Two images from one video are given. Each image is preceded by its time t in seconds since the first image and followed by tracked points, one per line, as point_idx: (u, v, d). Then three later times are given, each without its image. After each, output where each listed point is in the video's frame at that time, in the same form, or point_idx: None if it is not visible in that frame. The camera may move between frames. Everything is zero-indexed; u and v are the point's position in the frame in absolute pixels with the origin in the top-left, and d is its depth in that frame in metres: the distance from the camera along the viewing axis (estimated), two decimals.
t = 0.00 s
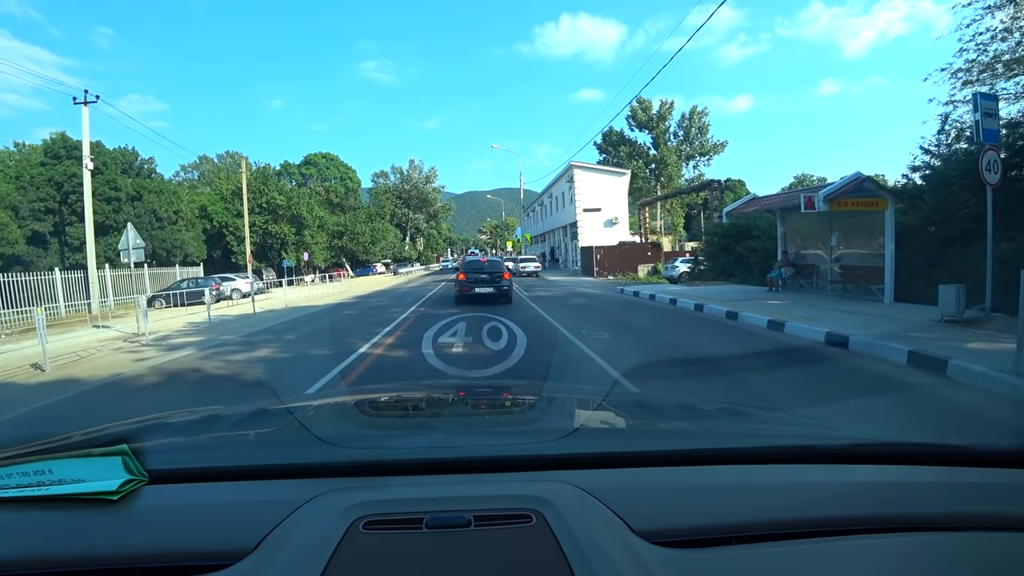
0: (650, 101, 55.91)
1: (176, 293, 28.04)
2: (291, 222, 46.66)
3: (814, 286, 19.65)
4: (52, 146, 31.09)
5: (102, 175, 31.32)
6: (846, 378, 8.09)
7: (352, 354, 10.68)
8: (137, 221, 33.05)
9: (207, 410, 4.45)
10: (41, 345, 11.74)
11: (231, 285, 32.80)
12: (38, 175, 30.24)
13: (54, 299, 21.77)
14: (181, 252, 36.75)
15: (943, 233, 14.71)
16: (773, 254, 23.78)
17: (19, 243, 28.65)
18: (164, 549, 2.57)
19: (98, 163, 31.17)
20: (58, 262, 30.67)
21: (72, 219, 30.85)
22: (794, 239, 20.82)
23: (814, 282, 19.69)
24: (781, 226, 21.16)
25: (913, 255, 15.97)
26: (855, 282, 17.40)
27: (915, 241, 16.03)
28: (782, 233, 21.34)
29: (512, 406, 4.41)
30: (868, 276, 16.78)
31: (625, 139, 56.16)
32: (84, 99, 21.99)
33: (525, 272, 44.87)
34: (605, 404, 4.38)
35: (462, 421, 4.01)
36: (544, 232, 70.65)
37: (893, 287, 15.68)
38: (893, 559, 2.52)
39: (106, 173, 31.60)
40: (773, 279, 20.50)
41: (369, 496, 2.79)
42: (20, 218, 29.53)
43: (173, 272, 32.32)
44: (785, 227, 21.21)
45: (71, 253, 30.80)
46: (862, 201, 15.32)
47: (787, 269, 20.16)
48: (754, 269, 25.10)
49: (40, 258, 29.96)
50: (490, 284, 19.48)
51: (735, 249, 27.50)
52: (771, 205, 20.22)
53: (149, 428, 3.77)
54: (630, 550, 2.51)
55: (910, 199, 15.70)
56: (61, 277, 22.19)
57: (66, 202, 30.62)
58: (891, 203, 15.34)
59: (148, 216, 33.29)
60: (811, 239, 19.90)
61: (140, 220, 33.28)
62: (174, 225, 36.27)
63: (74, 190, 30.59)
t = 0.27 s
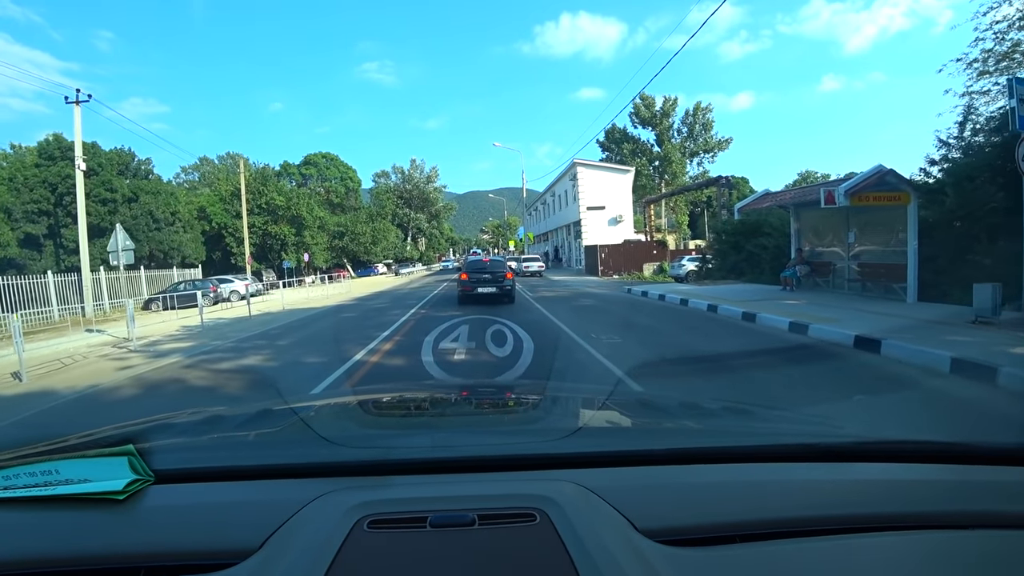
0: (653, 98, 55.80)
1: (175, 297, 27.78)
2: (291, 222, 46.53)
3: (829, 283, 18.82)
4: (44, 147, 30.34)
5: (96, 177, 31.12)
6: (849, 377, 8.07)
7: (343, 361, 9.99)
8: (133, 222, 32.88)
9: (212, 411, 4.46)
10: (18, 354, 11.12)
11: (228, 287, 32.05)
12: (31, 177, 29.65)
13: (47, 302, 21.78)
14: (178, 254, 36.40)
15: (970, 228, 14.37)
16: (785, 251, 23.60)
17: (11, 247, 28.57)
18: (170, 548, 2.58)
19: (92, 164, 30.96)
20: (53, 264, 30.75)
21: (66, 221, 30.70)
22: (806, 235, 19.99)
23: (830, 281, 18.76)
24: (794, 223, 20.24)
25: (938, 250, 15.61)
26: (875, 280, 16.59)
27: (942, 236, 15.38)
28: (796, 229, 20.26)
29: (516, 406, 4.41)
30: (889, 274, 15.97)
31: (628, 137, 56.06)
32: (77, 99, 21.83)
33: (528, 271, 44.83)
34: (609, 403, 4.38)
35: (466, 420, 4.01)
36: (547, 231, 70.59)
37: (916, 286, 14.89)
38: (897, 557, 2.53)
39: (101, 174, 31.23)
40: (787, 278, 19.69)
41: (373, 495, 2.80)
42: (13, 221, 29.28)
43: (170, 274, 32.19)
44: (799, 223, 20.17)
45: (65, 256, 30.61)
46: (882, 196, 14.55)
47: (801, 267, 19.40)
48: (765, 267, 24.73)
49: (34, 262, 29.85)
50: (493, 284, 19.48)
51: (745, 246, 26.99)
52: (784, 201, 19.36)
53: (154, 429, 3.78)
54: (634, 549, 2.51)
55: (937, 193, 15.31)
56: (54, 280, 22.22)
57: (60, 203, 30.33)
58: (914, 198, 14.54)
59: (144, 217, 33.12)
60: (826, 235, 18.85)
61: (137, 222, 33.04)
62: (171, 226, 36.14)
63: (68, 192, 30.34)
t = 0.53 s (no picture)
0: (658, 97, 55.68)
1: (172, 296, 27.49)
2: (291, 222, 46.46)
3: (845, 287, 18.53)
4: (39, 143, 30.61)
5: (92, 174, 30.99)
6: (852, 377, 8.05)
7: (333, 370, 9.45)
8: (129, 221, 32.77)
9: (214, 409, 4.46)
10: None
11: (226, 286, 31.73)
12: (25, 174, 29.45)
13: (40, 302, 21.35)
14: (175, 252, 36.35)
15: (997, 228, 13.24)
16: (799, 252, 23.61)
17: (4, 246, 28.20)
18: (172, 546, 2.58)
19: (87, 162, 30.82)
20: (47, 264, 30.27)
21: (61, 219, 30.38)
22: (821, 236, 19.81)
23: (846, 282, 18.41)
24: (809, 222, 20.04)
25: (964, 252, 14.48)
26: (895, 282, 16.05)
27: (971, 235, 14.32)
28: (810, 230, 20.13)
29: (518, 406, 4.40)
30: (909, 275, 15.44)
31: (632, 135, 55.99)
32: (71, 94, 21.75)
33: (530, 271, 44.81)
34: (611, 403, 4.37)
35: (468, 420, 4.01)
36: (550, 231, 70.53)
37: (939, 288, 14.44)
38: (899, 561, 2.51)
39: (96, 172, 31.08)
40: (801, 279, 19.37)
41: (375, 495, 2.79)
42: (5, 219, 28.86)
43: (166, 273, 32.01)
44: (812, 223, 20.02)
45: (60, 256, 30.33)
46: (905, 192, 14.32)
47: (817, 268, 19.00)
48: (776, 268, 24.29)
49: (28, 261, 29.56)
50: (495, 284, 19.50)
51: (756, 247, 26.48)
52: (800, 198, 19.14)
53: (157, 427, 3.78)
54: (635, 549, 2.51)
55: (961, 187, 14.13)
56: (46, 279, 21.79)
57: (54, 202, 30.01)
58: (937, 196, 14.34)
59: (140, 216, 33.00)
60: (842, 236, 18.60)
61: (134, 221, 32.87)
62: (168, 225, 35.97)
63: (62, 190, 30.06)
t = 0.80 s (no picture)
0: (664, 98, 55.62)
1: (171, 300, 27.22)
2: (293, 226, 46.51)
3: (863, 292, 17.78)
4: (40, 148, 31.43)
5: (92, 178, 31.25)
6: (860, 381, 8.00)
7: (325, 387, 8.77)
8: (129, 225, 32.80)
9: (221, 414, 4.46)
10: None
11: (225, 291, 31.89)
12: (24, 178, 29.68)
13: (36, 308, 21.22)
14: (176, 257, 36.22)
15: None
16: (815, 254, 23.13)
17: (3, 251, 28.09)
18: (179, 550, 2.58)
19: (86, 165, 31.02)
20: (46, 269, 30.24)
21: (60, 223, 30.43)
22: (839, 238, 19.06)
23: (866, 286, 17.64)
24: (826, 223, 19.30)
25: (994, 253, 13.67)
26: (920, 286, 15.30)
27: (1001, 236, 13.52)
28: (827, 231, 19.36)
29: (524, 410, 4.39)
30: (937, 279, 14.63)
31: (638, 137, 56.00)
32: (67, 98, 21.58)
33: (536, 275, 44.79)
34: (618, 407, 4.36)
35: (474, 424, 3.99)
36: (556, 234, 70.53)
37: (970, 293, 13.71)
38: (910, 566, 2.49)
39: (96, 175, 31.36)
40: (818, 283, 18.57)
41: (382, 499, 2.78)
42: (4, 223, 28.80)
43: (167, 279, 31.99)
44: (830, 223, 19.28)
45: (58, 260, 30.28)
46: (938, 191, 13.55)
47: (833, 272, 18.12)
48: (790, 271, 23.98)
49: (26, 266, 29.38)
50: (499, 287, 19.54)
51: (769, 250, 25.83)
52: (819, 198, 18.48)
53: (164, 431, 3.78)
54: (643, 555, 2.49)
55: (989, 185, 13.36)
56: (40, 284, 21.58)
57: (53, 206, 30.16)
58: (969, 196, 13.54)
59: (139, 220, 33.04)
60: (863, 237, 17.83)
61: (135, 225, 32.95)
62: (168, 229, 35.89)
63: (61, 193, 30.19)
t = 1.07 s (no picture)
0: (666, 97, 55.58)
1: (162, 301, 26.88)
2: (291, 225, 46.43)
3: (880, 293, 17.37)
4: (33, 145, 31.51)
5: (82, 176, 31.16)
6: (860, 382, 7.99)
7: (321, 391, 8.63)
8: (122, 224, 32.59)
9: (221, 413, 4.45)
10: None
11: (221, 291, 31.85)
12: (15, 175, 29.50)
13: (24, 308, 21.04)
14: (170, 257, 35.70)
15: None
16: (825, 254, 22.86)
17: None
18: (178, 549, 2.57)
19: (77, 163, 30.89)
20: (36, 268, 30.00)
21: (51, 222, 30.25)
22: (852, 238, 18.73)
23: (882, 287, 17.30)
24: (839, 222, 19.01)
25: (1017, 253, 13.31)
26: (940, 288, 14.95)
27: None
28: (841, 231, 19.07)
29: (524, 411, 4.39)
30: (958, 280, 14.28)
31: (640, 136, 55.97)
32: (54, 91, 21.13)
33: (536, 275, 44.76)
34: (618, 408, 4.35)
35: (474, 425, 3.99)
36: (556, 233, 70.48)
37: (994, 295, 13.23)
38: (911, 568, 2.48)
39: (88, 173, 31.28)
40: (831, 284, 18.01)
41: (382, 499, 2.78)
42: None
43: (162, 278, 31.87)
44: (843, 223, 18.99)
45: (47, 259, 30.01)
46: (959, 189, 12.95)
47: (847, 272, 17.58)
48: (801, 271, 23.58)
49: (17, 266, 29.21)
50: (500, 288, 19.54)
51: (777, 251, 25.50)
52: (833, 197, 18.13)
53: (164, 431, 3.78)
54: (643, 556, 2.49)
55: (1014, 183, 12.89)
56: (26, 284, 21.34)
57: (44, 205, 30.01)
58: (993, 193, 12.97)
59: (132, 219, 32.80)
60: (877, 237, 17.52)
61: (127, 224, 32.73)
62: (163, 228, 35.63)
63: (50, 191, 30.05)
